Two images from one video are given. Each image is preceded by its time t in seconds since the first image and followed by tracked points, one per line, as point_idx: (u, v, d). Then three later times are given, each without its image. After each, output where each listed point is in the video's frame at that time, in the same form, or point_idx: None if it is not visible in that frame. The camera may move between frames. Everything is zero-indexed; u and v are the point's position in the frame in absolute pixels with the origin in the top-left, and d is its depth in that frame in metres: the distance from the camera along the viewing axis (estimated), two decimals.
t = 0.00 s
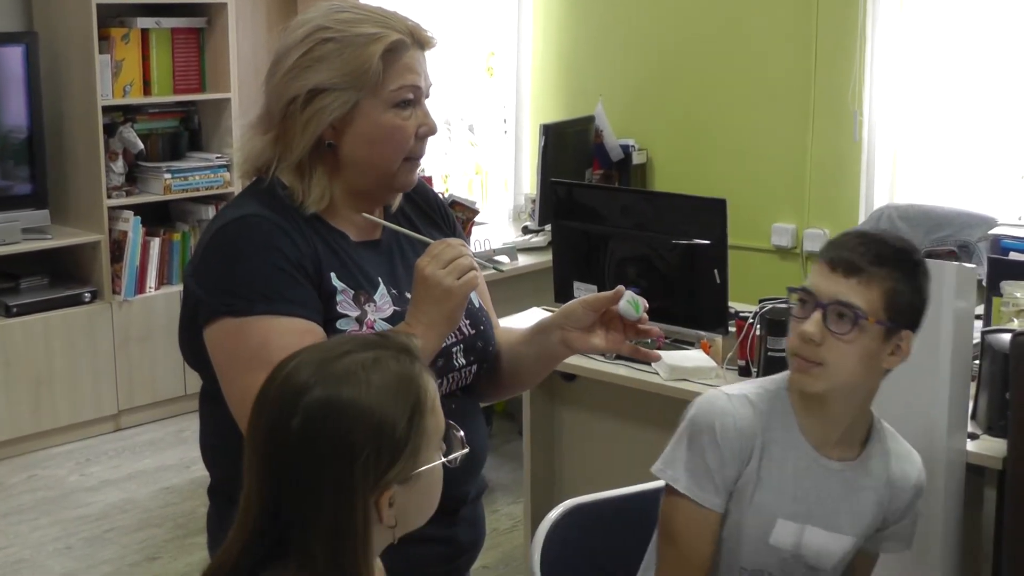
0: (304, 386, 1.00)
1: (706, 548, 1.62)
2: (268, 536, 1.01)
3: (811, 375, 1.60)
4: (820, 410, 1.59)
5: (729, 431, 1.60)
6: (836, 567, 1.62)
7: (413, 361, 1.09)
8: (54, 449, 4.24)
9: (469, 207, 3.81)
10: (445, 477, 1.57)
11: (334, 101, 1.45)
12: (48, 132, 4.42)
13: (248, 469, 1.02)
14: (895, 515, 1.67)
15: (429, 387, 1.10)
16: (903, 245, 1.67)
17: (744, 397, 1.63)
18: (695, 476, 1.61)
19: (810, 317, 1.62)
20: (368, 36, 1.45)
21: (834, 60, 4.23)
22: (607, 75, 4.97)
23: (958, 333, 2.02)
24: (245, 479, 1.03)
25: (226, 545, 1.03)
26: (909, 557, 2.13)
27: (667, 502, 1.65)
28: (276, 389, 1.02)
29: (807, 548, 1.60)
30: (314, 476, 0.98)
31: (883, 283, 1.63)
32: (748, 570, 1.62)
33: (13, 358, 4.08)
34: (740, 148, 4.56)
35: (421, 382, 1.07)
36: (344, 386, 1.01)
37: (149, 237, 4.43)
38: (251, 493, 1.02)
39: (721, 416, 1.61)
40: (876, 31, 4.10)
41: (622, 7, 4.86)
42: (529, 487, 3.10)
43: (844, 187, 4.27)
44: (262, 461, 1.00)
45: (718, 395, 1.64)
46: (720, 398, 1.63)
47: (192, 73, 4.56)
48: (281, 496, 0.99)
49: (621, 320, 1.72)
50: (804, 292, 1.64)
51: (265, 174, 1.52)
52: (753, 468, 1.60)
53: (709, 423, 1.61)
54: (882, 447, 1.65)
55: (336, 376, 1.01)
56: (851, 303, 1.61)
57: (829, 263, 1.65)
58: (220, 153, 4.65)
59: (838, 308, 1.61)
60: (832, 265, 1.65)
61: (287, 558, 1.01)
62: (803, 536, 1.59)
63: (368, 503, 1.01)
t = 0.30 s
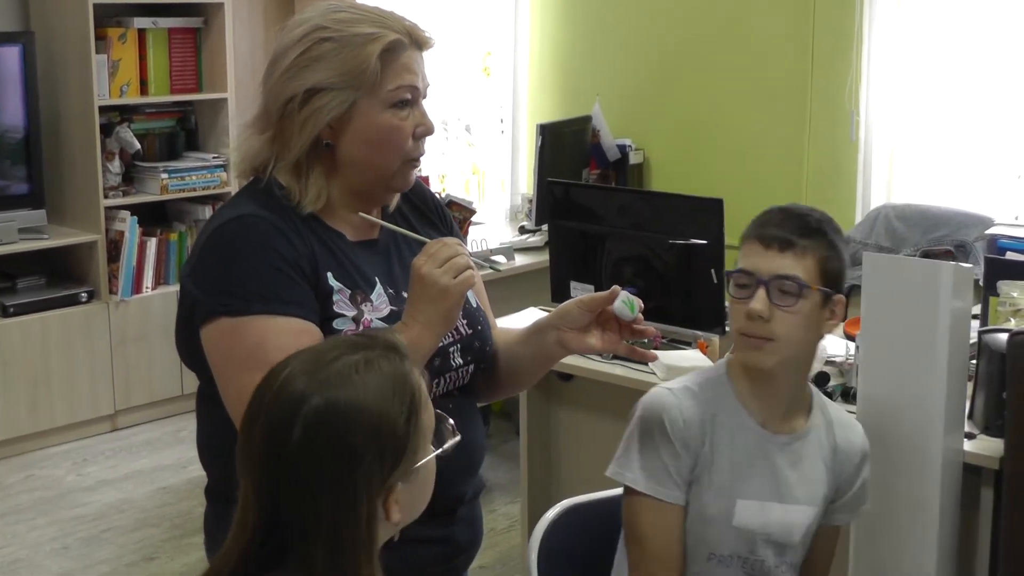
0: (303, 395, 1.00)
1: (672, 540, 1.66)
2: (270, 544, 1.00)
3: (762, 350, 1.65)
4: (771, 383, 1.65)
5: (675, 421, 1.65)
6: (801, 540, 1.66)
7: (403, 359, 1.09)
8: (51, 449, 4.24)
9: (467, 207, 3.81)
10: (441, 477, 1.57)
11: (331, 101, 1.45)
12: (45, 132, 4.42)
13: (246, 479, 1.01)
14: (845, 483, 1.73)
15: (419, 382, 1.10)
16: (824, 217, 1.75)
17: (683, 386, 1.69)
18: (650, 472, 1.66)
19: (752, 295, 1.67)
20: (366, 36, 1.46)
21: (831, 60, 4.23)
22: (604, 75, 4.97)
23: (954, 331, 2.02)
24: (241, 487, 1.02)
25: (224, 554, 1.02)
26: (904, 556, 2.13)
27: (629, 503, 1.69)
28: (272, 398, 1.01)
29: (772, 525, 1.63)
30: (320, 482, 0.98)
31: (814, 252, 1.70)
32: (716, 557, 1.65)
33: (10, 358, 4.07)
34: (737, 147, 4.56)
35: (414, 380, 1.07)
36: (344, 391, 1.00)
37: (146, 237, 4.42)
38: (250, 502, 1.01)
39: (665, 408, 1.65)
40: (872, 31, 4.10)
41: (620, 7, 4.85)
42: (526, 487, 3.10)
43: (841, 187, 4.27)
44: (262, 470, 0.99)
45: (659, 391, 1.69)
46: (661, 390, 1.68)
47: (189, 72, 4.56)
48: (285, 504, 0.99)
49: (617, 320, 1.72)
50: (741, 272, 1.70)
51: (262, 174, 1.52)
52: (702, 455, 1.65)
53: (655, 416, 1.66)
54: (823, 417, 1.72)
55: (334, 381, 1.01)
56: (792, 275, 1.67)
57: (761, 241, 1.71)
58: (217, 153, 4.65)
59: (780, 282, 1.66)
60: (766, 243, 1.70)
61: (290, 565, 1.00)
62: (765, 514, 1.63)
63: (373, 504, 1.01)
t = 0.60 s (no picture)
0: (294, 397, 0.98)
1: (644, 541, 1.71)
2: (269, 548, 0.99)
3: (733, 340, 1.69)
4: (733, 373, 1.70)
5: (627, 424, 1.70)
6: (773, 522, 1.70)
7: (383, 351, 1.08)
8: (49, 449, 4.23)
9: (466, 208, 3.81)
10: (440, 477, 1.57)
11: (335, 101, 1.45)
12: (43, 132, 4.41)
13: (241, 484, 1.00)
14: (805, 461, 1.76)
15: (399, 372, 1.11)
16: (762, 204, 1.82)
17: (632, 389, 1.74)
18: (609, 476, 1.72)
19: (717, 289, 1.72)
20: (372, 36, 1.46)
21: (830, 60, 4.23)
22: (603, 75, 4.97)
23: (953, 330, 2.03)
24: (235, 493, 1.01)
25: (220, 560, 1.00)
26: (903, 556, 2.14)
27: (596, 510, 1.75)
28: (261, 403, 0.99)
29: (736, 511, 1.67)
30: (319, 482, 0.98)
31: (767, 240, 1.76)
32: (690, 550, 1.68)
33: (9, 359, 4.07)
34: (736, 147, 4.56)
35: (397, 372, 1.07)
36: (335, 390, 0.99)
37: (145, 237, 4.42)
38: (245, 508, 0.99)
39: (615, 411, 1.71)
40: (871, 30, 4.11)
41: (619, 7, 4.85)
42: (525, 487, 3.10)
43: (840, 187, 4.28)
44: (257, 475, 0.98)
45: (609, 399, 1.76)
46: (611, 397, 1.74)
47: (188, 72, 4.55)
48: (285, 508, 0.98)
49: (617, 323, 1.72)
50: (700, 268, 1.73)
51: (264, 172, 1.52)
52: (659, 453, 1.71)
53: (608, 423, 1.72)
54: (774, 399, 1.75)
55: (323, 381, 1.00)
56: (755, 266, 1.72)
57: (718, 235, 1.76)
58: (216, 153, 4.65)
59: (745, 274, 1.72)
60: (723, 236, 1.75)
61: (292, 568, 0.99)
62: (726, 502, 1.67)
63: (371, 499, 1.01)
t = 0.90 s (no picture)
0: (278, 399, 0.99)
1: (619, 545, 1.80)
2: (257, 548, 0.98)
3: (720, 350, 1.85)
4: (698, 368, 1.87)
5: (587, 436, 1.82)
6: (743, 507, 1.83)
7: (370, 351, 1.09)
8: (47, 450, 4.23)
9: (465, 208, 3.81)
10: (440, 477, 1.57)
11: (337, 101, 1.45)
12: (41, 132, 4.41)
13: (228, 486, 1.00)
14: (762, 447, 1.91)
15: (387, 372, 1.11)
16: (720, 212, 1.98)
17: (586, 402, 1.86)
18: (574, 490, 1.81)
19: (718, 301, 1.85)
20: (377, 39, 1.46)
21: (828, 60, 4.24)
22: (602, 76, 4.97)
23: (951, 332, 2.03)
24: (224, 495, 1.00)
25: (207, 561, 1.00)
26: (900, 556, 2.14)
27: (566, 525, 1.83)
28: (246, 405, 1.00)
29: (707, 501, 1.80)
30: (305, 483, 0.98)
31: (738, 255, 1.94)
32: (665, 547, 1.78)
33: (7, 359, 4.06)
34: (734, 148, 4.56)
35: (384, 370, 1.08)
36: (319, 390, 1.00)
37: (143, 237, 4.42)
38: (235, 510, 0.99)
39: (572, 425, 1.83)
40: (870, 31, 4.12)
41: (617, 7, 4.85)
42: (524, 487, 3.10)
43: (838, 188, 4.28)
44: (244, 476, 0.98)
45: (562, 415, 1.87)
46: (567, 412, 1.85)
47: (186, 72, 4.56)
48: (273, 509, 0.98)
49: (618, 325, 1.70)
50: (708, 277, 1.85)
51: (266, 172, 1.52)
52: (620, 460, 1.83)
53: (567, 439, 1.83)
54: (722, 387, 1.92)
55: (308, 382, 1.00)
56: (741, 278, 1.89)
57: (713, 242, 1.88)
58: (214, 153, 4.65)
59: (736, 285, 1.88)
60: (718, 245, 1.88)
61: (281, 570, 0.98)
62: (695, 493, 1.80)
63: (358, 500, 1.01)
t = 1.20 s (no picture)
0: (269, 398, 0.99)
1: (611, 546, 1.78)
2: (251, 549, 0.98)
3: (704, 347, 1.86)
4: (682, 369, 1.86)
5: (571, 440, 1.79)
6: (733, 501, 1.82)
7: (364, 352, 1.09)
8: (46, 450, 4.23)
9: (464, 208, 3.82)
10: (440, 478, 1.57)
11: (335, 102, 1.45)
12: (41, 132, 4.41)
13: (221, 486, 1.00)
14: (750, 440, 1.90)
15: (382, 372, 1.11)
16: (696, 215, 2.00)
17: (569, 406, 1.84)
18: (562, 494, 1.79)
19: (704, 300, 1.86)
20: (377, 43, 1.45)
21: (826, 61, 4.24)
22: (601, 77, 4.97)
23: (949, 333, 2.03)
24: (218, 495, 1.01)
25: (202, 561, 1.00)
26: (899, 557, 2.14)
27: (558, 529, 1.81)
28: (239, 405, 1.00)
29: (697, 498, 1.78)
30: (298, 483, 0.98)
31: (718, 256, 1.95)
32: (658, 546, 1.77)
33: (6, 360, 4.06)
34: (732, 148, 4.57)
35: (377, 369, 1.08)
36: (312, 389, 1.00)
37: (142, 238, 4.42)
38: (230, 508, 0.99)
39: (556, 429, 1.80)
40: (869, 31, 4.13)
41: (616, 7, 4.85)
42: (522, 488, 3.10)
43: (837, 188, 4.29)
44: (237, 475, 0.98)
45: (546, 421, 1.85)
46: (550, 417, 1.83)
47: (186, 73, 4.56)
48: (266, 509, 0.98)
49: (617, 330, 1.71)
50: (694, 277, 1.86)
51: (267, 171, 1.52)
52: (607, 462, 1.80)
53: (551, 444, 1.81)
54: (706, 384, 1.91)
55: (300, 382, 1.00)
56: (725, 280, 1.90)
57: (697, 245, 1.89)
58: (214, 153, 4.65)
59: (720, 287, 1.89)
60: (702, 249, 1.89)
61: (275, 570, 0.98)
62: (685, 491, 1.78)
63: (352, 498, 1.01)
